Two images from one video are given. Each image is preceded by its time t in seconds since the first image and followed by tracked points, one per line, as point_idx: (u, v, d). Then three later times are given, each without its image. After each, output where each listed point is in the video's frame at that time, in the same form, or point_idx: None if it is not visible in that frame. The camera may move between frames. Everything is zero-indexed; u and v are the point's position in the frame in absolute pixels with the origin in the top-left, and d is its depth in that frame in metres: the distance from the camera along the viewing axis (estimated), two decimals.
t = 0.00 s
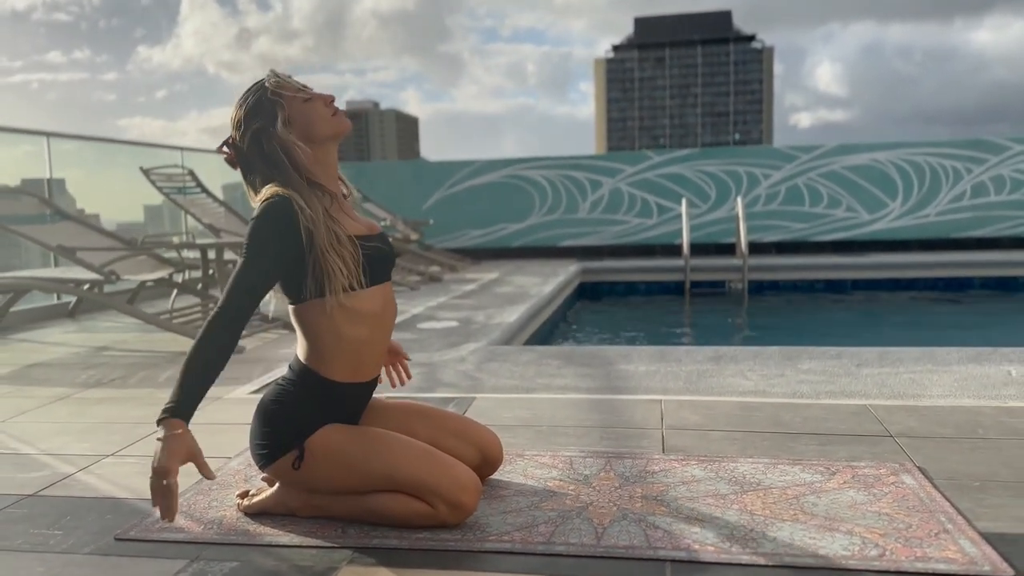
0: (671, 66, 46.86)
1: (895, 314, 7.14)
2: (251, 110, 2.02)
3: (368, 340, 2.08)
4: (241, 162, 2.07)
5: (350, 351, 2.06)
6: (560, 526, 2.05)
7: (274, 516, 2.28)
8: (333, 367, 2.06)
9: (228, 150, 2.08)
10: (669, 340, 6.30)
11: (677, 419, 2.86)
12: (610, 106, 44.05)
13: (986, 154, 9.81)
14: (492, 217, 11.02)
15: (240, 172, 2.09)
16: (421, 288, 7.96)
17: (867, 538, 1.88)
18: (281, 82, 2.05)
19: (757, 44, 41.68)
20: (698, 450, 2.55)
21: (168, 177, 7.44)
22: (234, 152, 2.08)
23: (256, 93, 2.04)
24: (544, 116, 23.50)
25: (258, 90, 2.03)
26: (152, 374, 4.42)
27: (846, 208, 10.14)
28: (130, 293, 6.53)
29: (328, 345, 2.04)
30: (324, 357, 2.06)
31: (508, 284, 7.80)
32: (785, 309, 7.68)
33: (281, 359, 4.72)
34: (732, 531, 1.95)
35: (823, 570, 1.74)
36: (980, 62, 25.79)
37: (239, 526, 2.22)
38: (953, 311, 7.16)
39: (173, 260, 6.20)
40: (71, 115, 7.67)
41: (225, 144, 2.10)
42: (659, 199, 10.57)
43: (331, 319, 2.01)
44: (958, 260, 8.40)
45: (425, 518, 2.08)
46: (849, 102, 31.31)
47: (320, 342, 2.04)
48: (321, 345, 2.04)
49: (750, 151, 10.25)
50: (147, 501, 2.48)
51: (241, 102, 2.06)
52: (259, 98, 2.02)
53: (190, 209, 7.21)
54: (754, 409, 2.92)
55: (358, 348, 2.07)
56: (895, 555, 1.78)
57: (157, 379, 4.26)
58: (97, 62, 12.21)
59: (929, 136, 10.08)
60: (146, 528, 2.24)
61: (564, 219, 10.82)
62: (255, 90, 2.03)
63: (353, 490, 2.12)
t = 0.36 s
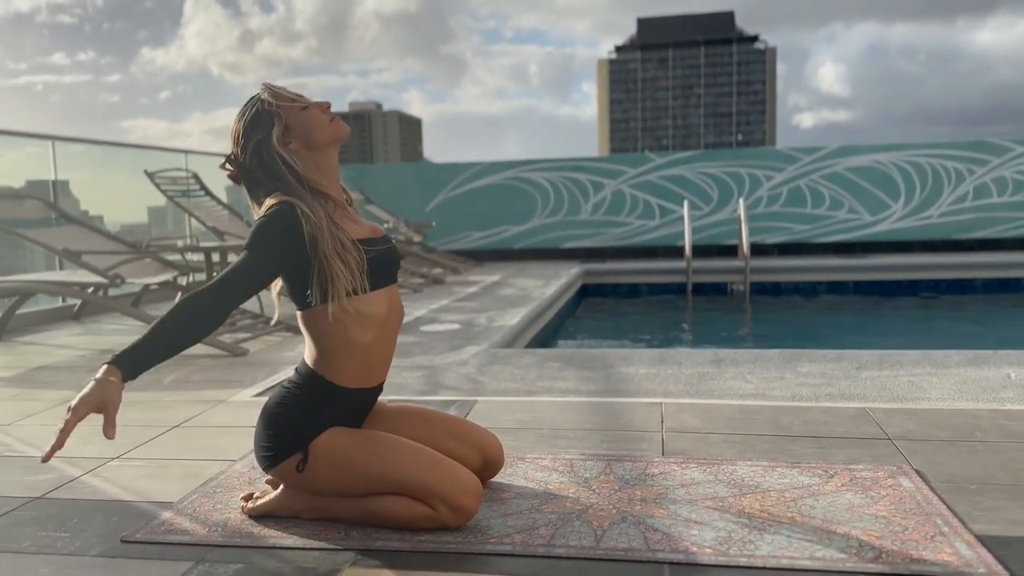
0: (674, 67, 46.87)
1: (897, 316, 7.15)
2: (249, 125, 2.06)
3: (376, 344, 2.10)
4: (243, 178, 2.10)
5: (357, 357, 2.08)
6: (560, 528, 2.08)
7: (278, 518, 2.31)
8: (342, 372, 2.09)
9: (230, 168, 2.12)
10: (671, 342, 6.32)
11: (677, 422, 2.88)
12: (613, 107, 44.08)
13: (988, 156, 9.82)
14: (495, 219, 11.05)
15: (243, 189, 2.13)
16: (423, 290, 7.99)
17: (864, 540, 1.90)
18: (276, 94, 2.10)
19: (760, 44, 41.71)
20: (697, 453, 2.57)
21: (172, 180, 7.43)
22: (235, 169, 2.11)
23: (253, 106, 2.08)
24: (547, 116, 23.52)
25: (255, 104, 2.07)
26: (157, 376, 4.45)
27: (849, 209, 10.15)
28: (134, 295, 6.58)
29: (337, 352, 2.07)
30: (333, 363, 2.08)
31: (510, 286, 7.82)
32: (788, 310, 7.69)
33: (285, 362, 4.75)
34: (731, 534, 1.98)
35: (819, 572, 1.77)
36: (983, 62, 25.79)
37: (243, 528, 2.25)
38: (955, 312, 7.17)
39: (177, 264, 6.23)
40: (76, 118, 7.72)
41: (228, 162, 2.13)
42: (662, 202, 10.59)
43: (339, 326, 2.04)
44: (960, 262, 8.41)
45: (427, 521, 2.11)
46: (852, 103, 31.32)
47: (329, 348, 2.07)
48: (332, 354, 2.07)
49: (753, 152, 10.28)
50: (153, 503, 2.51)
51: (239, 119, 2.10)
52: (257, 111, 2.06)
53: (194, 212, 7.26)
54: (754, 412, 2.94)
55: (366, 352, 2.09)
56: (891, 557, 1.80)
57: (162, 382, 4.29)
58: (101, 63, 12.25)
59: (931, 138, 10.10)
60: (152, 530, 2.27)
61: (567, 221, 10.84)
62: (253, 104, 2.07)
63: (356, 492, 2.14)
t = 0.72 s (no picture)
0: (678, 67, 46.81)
1: (901, 317, 7.15)
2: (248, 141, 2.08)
3: (383, 348, 2.13)
4: (249, 195, 2.13)
5: (365, 361, 2.11)
6: (562, 532, 2.10)
7: (284, 521, 2.33)
8: (350, 377, 2.12)
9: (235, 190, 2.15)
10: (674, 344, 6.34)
11: (679, 425, 2.90)
12: (617, 107, 44.07)
13: (992, 157, 9.81)
14: (499, 221, 11.08)
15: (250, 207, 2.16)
16: (427, 292, 8.02)
17: (863, 543, 1.92)
18: (270, 107, 2.12)
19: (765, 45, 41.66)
20: (699, 456, 2.59)
21: (178, 183, 7.59)
22: (241, 188, 2.14)
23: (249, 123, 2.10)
24: (551, 117, 23.53)
25: (250, 120, 2.10)
26: (164, 380, 4.49)
27: (852, 211, 10.16)
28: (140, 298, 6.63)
29: (345, 357, 2.09)
30: (341, 369, 2.11)
31: (514, 288, 7.85)
32: (791, 312, 7.70)
33: (289, 365, 4.78)
34: (731, 537, 2.00)
35: None
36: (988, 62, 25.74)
37: (249, 531, 2.28)
38: (959, 314, 7.18)
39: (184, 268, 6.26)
40: (82, 121, 7.76)
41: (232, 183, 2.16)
42: (666, 204, 10.61)
43: (348, 330, 2.06)
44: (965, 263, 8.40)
45: (431, 523, 2.13)
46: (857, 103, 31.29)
47: (337, 355, 2.09)
48: (341, 359, 2.09)
49: (756, 154, 10.28)
50: (161, 506, 2.54)
51: (237, 138, 2.13)
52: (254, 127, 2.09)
53: (200, 215, 7.31)
54: (755, 415, 2.96)
55: (373, 357, 2.11)
56: (890, 560, 1.82)
57: (168, 386, 4.33)
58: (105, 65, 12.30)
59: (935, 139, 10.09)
60: (160, 533, 2.30)
61: (571, 223, 10.86)
62: (249, 119, 2.10)
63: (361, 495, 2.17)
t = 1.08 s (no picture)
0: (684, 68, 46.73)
1: (907, 319, 7.15)
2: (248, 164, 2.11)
3: (391, 350, 2.15)
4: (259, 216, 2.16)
5: (374, 363, 2.14)
6: (567, 533, 2.12)
7: (292, 522, 2.36)
8: (361, 381, 2.15)
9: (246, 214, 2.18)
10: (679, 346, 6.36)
11: (683, 427, 2.92)
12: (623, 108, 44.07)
13: (999, 158, 9.78)
14: (504, 223, 11.11)
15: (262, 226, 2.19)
16: (433, 294, 8.05)
17: (864, 544, 1.93)
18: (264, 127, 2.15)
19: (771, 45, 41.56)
20: (703, 458, 2.61)
21: (185, 187, 7.55)
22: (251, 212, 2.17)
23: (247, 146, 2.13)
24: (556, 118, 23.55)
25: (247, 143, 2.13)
26: (172, 382, 4.53)
27: (858, 212, 10.16)
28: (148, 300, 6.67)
29: (354, 361, 2.12)
30: (351, 372, 2.14)
31: (520, 290, 7.87)
32: (796, 313, 7.70)
33: (296, 367, 4.82)
34: (734, 538, 2.01)
35: None
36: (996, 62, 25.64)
37: (258, 532, 2.31)
38: (965, 315, 7.17)
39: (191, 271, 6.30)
40: (89, 124, 7.81)
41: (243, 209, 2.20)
42: (671, 205, 10.63)
43: (357, 333, 2.09)
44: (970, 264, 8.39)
45: (437, 525, 2.16)
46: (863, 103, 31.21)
47: (346, 359, 2.12)
48: (351, 362, 2.13)
49: (761, 156, 10.27)
50: (170, 508, 2.57)
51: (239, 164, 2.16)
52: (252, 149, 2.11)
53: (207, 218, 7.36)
54: (759, 417, 2.97)
55: (382, 360, 2.14)
56: (892, 561, 1.83)
57: (177, 388, 4.37)
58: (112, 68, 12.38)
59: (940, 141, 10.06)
60: (169, 534, 2.33)
61: (576, 225, 10.88)
62: (247, 142, 2.13)
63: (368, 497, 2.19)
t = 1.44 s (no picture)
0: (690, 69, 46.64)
1: (913, 321, 7.13)
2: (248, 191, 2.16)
3: (398, 351, 2.18)
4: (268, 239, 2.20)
5: (382, 366, 2.16)
6: (573, 535, 2.14)
7: (300, 524, 2.38)
8: (369, 384, 2.17)
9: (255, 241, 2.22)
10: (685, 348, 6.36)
11: (688, 430, 2.94)
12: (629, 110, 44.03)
13: (1006, 159, 9.75)
14: (510, 226, 11.14)
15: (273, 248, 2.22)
16: (439, 296, 8.08)
17: (868, 546, 1.94)
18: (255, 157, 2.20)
19: (777, 47, 41.44)
20: (708, 461, 2.62)
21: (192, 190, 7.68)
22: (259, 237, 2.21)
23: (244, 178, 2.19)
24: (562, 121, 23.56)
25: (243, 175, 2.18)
26: (181, 385, 4.56)
27: (864, 214, 10.15)
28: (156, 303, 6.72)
29: (362, 364, 2.15)
30: (359, 375, 2.16)
31: (526, 293, 7.89)
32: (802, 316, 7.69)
33: (303, 370, 4.85)
34: (739, 540, 2.03)
35: None
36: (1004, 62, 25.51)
37: (267, 534, 2.33)
38: (972, 317, 7.15)
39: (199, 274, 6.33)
40: (98, 128, 7.86)
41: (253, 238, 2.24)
42: (677, 208, 10.63)
43: (365, 334, 2.11)
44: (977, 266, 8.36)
45: (443, 526, 2.18)
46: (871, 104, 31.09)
47: (354, 361, 2.15)
48: (358, 364, 2.15)
49: (767, 158, 10.26)
50: (180, 510, 2.60)
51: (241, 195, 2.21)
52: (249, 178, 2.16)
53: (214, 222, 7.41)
54: (764, 420, 2.99)
55: (389, 362, 2.17)
56: (896, 563, 1.85)
57: (185, 391, 4.40)
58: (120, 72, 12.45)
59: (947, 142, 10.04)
60: (179, 536, 2.36)
61: (582, 227, 10.91)
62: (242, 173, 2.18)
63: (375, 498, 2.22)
